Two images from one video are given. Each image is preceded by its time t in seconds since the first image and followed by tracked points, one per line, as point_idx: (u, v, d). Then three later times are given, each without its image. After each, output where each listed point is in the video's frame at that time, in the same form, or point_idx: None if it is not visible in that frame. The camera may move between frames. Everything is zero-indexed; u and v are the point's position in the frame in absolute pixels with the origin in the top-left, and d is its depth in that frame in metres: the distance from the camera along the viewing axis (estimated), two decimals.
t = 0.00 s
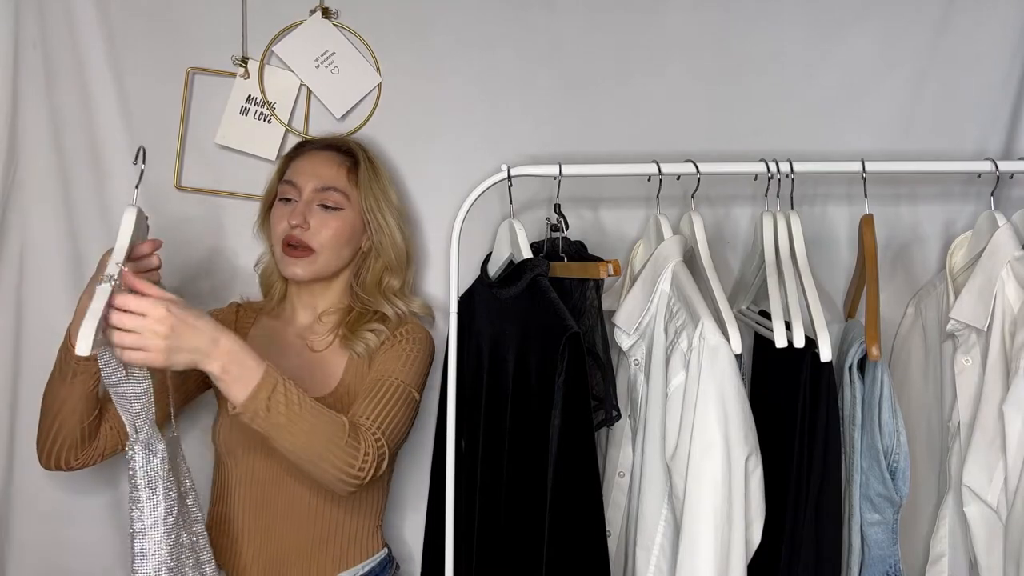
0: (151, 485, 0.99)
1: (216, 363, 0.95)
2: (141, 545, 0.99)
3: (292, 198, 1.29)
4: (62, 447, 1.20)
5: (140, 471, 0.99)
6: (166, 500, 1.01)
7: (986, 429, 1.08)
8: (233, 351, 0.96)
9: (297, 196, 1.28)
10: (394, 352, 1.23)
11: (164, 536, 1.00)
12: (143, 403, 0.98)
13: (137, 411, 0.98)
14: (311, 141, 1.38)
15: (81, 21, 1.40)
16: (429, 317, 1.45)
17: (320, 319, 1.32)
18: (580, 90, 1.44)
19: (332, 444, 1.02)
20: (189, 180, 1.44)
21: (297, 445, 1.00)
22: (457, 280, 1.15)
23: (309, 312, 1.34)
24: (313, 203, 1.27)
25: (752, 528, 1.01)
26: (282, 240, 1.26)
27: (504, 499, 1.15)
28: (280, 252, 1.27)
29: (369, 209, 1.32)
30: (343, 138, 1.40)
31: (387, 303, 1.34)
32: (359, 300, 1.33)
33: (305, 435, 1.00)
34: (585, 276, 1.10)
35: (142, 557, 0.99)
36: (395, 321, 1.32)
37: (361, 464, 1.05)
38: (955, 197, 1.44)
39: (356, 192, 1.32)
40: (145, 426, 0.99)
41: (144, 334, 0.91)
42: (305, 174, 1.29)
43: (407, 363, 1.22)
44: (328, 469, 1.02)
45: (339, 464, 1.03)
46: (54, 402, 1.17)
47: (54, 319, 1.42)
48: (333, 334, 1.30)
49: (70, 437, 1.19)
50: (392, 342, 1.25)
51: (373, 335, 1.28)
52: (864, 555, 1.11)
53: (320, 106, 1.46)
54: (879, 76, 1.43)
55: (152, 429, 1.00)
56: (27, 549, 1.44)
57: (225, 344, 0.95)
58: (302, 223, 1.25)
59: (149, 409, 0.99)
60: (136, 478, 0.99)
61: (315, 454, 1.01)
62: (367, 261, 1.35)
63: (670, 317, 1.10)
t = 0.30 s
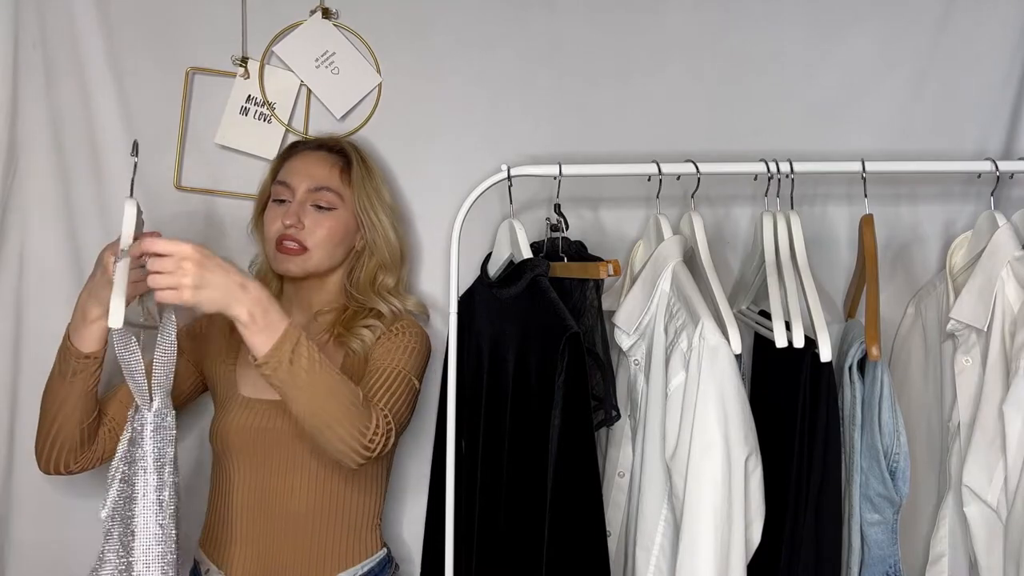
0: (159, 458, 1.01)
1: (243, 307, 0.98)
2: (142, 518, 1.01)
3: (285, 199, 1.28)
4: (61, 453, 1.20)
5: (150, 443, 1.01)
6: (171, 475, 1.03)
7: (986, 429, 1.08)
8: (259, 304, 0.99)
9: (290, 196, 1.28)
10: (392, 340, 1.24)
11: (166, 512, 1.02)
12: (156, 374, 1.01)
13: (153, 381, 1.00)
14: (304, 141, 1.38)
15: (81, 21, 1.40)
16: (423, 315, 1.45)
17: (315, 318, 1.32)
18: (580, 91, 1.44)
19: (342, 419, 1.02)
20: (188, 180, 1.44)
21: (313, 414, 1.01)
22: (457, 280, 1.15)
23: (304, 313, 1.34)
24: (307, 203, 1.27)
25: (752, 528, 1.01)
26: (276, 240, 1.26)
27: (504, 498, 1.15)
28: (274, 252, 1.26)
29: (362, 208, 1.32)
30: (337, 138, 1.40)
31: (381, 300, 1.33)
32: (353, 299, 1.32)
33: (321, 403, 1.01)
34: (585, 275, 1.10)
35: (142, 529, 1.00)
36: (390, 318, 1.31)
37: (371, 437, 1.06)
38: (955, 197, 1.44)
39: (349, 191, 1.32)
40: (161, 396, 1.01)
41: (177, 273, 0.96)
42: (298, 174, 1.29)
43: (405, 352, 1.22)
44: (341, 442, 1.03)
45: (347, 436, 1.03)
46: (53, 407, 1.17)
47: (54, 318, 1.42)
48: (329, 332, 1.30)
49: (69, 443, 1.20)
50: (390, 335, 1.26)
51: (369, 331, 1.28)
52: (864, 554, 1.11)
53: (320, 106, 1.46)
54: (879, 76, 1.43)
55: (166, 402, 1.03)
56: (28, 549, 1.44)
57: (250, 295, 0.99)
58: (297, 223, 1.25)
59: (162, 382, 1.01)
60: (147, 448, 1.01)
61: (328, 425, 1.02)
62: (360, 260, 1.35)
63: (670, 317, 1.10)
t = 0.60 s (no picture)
0: (162, 449, 0.99)
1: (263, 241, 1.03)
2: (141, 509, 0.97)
3: (287, 201, 1.28)
4: (66, 450, 1.20)
5: (154, 432, 0.98)
6: (174, 468, 1.00)
7: (986, 429, 1.08)
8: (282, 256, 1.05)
9: (292, 199, 1.28)
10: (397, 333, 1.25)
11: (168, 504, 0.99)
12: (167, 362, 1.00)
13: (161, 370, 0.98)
14: (303, 143, 1.37)
15: (81, 21, 1.40)
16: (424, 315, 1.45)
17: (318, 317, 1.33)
18: (580, 91, 1.44)
19: (352, 394, 1.07)
20: (188, 180, 1.44)
21: (324, 384, 1.06)
22: (457, 280, 1.15)
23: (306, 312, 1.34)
24: (309, 205, 1.27)
25: (752, 528, 1.01)
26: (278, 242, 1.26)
27: (504, 498, 1.15)
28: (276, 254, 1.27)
29: (364, 209, 1.32)
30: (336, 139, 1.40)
31: (383, 300, 1.33)
32: (355, 300, 1.33)
33: (331, 374, 1.06)
34: (585, 275, 1.10)
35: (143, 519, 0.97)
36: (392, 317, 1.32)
37: (380, 413, 1.09)
38: (955, 197, 1.44)
39: (351, 193, 1.32)
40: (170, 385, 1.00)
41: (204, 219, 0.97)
42: (299, 176, 1.29)
43: (409, 345, 1.23)
44: (352, 416, 1.07)
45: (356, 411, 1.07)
46: (59, 404, 1.18)
47: (54, 317, 1.42)
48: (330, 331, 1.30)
49: (74, 440, 1.20)
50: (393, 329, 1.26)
51: (371, 329, 1.29)
52: (864, 554, 1.11)
53: (320, 107, 1.46)
54: (879, 77, 1.43)
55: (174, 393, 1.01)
56: (27, 549, 1.44)
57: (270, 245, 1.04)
58: (299, 226, 1.25)
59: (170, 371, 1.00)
60: (152, 436, 0.98)
61: (339, 398, 1.06)
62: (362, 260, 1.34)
63: (670, 317, 1.10)
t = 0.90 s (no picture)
0: (175, 435, 0.98)
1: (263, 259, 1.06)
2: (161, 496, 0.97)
3: (290, 202, 1.29)
4: (75, 449, 1.20)
5: (167, 420, 0.97)
6: (190, 455, 0.99)
7: (986, 429, 1.08)
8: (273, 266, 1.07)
9: (295, 199, 1.28)
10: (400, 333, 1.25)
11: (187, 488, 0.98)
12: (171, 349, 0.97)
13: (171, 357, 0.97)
14: (306, 144, 1.37)
15: (81, 21, 1.40)
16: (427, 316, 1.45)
17: (321, 317, 1.33)
18: (580, 91, 1.44)
19: (353, 397, 1.07)
20: (188, 180, 1.44)
21: (323, 389, 1.06)
22: (457, 280, 1.16)
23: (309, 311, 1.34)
24: (312, 206, 1.28)
25: (752, 528, 1.01)
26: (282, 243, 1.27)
27: (504, 498, 1.15)
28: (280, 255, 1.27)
29: (367, 210, 1.32)
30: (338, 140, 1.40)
31: (386, 300, 1.33)
32: (357, 301, 1.32)
33: (331, 379, 1.06)
34: (585, 276, 1.10)
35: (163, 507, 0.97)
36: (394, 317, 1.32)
37: (381, 417, 1.09)
38: (955, 197, 1.44)
39: (353, 194, 1.32)
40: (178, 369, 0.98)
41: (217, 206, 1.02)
42: (302, 178, 1.29)
43: (411, 347, 1.23)
44: (353, 420, 1.07)
45: (355, 416, 1.07)
46: (69, 402, 1.18)
47: (54, 317, 1.42)
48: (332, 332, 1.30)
49: (82, 439, 1.20)
50: (394, 330, 1.26)
51: (375, 329, 1.29)
52: (864, 554, 1.11)
53: (320, 107, 1.45)
54: (879, 77, 1.43)
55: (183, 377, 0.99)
56: (28, 549, 1.44)
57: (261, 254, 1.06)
58: (302, 227, 1.25)
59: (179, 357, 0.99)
60: (164, 422, 0.97)
61: (339, 403, 1.06)
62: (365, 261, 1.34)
63: (670, 317, 1.10)
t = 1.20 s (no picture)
0: (159, 458, 0.99)
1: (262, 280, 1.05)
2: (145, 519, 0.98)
3: (291, 203, 1.29)
4: (77, 449, 1.20)
5: (150, 445, 0.98)
6: (171, 478, 1.00)
7: (986, 429, 1.08)
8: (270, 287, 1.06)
9: (295, 201, 1.28)
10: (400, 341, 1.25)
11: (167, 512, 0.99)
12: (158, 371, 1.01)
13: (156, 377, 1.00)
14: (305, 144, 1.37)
15: (81, 21, 1.40)
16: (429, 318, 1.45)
17: (321, 318, 1.33)
18: (580, 91, 1.44)
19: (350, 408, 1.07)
20: (188, 180, 1.44)
21: (321, 403, 1.06)
22: (457, 280, 1.16)
23: (310, 312, 1.34)
24: (313, 207, 1.28)
25: (752, 528, 1.01)
26: (284, 244, 1.27)
27: (504, 498, 1.15)
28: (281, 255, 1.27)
29: (369, 211, 1.32)
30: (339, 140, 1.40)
31: (387, 301, 1.33)
32: (357, 301, 1.32)
33: (329, 393, 1.06)
34: (585, 276, 1.10)
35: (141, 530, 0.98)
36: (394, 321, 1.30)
37: (381, 432, 1.10)
38: (955, 197, 1.44)
39: (354, 195, 1.32)
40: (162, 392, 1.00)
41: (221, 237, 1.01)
42: (302, 179, 1.29)
43: (410, 354, 1.23)
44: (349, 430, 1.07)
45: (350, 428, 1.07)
46: (72, 401, 1.18)
47: (54, 317, 1.42)
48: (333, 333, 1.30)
49: (85, 437, 1.20)
50: (394, 334, 1.26)
51: (376, 333, 1.28)
52: (864, 554, 1.11)
53: (320, 107, 1.45)
54: (879, 76, 1.43)
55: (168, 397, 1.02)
56: (27, 550, 1.44)
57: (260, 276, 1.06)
58: (303, 228, 1.25)
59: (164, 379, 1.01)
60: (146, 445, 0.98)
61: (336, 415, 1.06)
62: (366, 261, 1.35)
63: (670, 317, 1.10)
